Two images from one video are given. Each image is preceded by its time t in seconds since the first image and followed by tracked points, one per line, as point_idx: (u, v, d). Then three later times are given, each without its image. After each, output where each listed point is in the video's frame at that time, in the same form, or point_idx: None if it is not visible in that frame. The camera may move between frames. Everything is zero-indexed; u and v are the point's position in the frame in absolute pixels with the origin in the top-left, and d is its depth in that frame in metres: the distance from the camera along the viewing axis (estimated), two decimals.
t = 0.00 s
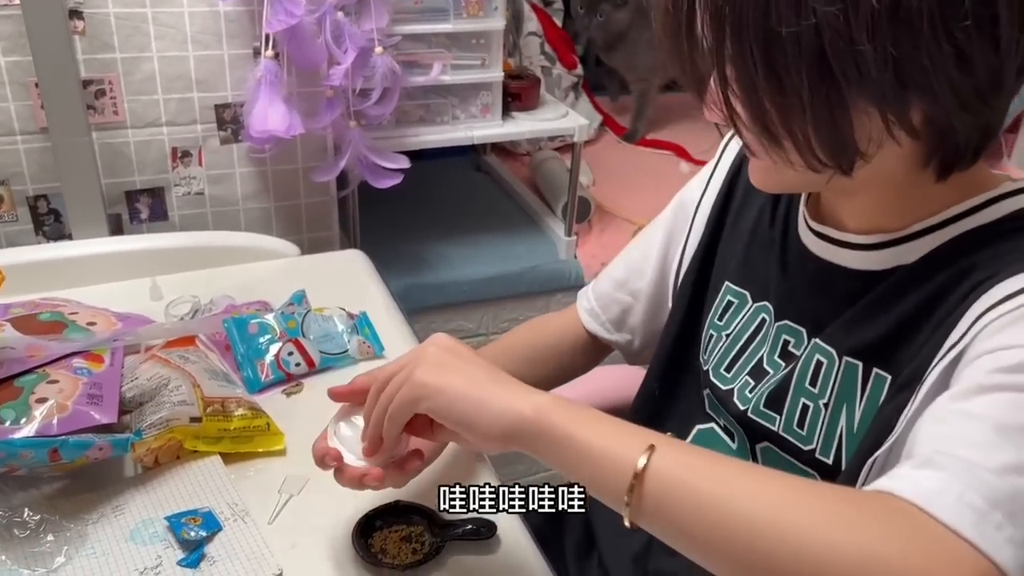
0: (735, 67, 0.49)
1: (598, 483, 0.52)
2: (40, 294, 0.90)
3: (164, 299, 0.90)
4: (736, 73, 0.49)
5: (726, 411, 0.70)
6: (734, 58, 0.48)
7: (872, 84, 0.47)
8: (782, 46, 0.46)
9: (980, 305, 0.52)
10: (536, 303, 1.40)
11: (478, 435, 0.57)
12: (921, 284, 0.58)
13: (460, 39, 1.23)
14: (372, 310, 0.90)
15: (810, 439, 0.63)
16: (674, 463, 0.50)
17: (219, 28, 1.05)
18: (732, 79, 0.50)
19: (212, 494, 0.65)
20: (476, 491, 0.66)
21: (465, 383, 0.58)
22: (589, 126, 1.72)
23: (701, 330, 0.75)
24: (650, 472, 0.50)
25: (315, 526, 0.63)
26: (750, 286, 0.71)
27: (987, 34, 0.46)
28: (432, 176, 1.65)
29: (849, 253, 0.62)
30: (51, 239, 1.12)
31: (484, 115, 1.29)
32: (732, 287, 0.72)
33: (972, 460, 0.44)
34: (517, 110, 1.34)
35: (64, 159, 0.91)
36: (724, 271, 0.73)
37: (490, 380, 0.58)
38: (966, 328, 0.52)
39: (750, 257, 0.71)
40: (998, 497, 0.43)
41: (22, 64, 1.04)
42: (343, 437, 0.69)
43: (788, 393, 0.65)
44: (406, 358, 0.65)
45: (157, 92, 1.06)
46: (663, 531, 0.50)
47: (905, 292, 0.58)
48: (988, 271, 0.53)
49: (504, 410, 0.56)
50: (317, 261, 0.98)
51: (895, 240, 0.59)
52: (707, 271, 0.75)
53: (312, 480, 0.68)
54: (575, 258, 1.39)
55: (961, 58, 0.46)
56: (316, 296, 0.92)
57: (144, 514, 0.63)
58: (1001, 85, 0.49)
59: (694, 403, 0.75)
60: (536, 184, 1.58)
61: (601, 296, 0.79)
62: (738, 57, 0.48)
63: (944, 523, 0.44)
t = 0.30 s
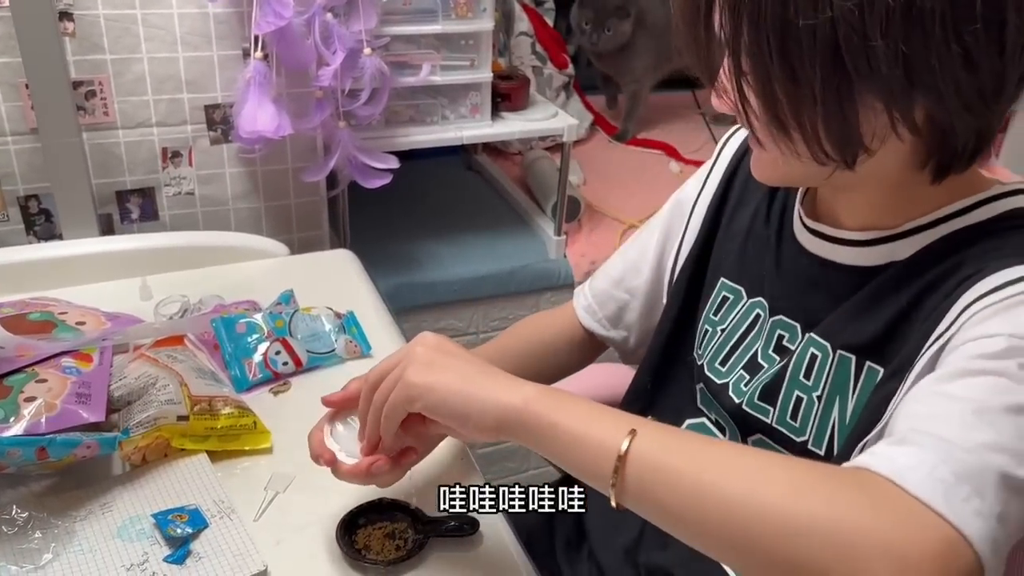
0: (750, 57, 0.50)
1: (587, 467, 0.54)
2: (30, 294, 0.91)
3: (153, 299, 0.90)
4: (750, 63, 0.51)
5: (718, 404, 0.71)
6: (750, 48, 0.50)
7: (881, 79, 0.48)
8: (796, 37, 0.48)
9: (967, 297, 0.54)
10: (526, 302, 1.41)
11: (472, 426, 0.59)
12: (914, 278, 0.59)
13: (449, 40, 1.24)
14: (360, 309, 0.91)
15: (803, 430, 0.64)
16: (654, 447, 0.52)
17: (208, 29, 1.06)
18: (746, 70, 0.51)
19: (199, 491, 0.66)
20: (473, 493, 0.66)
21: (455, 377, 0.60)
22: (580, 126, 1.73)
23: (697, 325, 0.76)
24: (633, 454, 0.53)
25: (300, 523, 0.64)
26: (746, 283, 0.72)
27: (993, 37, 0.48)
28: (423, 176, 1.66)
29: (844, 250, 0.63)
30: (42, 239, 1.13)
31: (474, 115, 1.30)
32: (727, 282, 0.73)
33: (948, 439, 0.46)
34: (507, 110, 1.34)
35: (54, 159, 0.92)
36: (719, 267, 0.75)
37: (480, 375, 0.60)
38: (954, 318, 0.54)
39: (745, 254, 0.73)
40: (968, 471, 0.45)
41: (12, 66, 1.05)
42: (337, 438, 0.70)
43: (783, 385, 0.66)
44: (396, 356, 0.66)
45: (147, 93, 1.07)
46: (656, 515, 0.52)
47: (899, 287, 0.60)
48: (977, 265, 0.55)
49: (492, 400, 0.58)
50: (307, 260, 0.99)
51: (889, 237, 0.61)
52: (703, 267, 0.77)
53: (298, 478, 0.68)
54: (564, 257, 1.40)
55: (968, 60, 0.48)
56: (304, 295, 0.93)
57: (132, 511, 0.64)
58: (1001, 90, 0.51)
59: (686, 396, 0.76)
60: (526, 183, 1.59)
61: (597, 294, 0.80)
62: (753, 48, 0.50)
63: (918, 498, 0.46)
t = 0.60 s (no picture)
0: (780, 56, 0.51)
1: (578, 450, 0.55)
2: (26, 287, 0.91)
3: (149, 292, 0.91)
4: (780, 61, 0.52)
5: (714, 392, 0.72)
6: (781, 47, 0.51)
7: (912, 71, 0.49)
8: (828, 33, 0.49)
9: (964, 283, 0.55)
10: (521, 296, 1.41)
11: (464, 415, 0.59)
12: (913, 266, 0.60)
13: (445, 35, 1.24)
14: (356, 304, 0.91)
15: (798, 416, 0.65)
16: (644, 428, 0.53)
17: (204, 24, 1.06)
18: (775, 69, 0.52)
19: (195, 482, 0.66)
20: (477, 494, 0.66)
21: (441, 370, 0.60)
22: (576, 121, 1.73)
23: (694, 312, 0.77)
24: (623, 434, 0.53)
25: (295, 515, 0.65)
26: (744, 272, 0.73)
27: (1023, 29, 0.49)
28: (419, 171, 1.66)
29: (844, 238, 0.64)
30: (38, 233, 1.13)
31: (469, 110, 1.30)
32: (725, 271, 0.74)
33: (939, 416, 0.48)
34: (502, 105, 1.35)
35: (49, 153, 0.92)
36: (718, 255, 0.75)
37: (469, 365, 0.61)
38: (949, 304, 0.55)
39: (743, 243, 0.73)
40: (955, 445, 0.47)
41: (8, 60, 1.05)
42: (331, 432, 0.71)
43: (779, 371, 0.66)
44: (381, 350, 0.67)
45: (143, 87, 1.07)
46: (656, 499, 0.52)
47: (897, 274, 0.60)
48: (974, 252, 0.56)
49: (482, 390, 0.58)
50: (304, 254, 0.99)
51: (888, 226, 0.61)
52: (703, 257, 0.77)
53: (294, 469, 0.69)
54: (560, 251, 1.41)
55: (995, 51, 0.49)
56: (299, 289, 0.93)
57: (126, 504, 0.64)
58: None
59: (682, 382, 0.77)
60: (522, 178, 1.59)
61: (594, 284, 0.81)
62: (784, 47, 0.51)
63: (908, 470, 0.47)
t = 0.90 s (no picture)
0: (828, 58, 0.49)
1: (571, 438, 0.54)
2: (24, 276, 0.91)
3: (148, 281, 0.91)
4: (827, 63, 0.49)
5: (715, 379, 0.72)
6: (828, 49, 0.48)
7: (965, 51, 0.48)
8: (882, 27, 0.47)
9: (963, 266, 0.55)
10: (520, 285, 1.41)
11: (454, 410, 0.59)
12: (914, 252, 0.59)
13: (443, 23, 1.24)
14: (355, 293, 0.91)
15: (800, 402, 0.65)
16: (636, 415, 0.53)
17: (201, 11, 1.06)
18: (822, 73, 0.50)
19: (193, 470, 0.66)
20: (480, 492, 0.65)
21: (433, 363, 0.60)
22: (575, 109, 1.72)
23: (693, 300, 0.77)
24: (615, 421, 0.53)
25: (293, 502, 0.65)
26: (744, 260, 0.73)
27: None
28: (418, 159, 1.66)
29: (846, 225, 0.64)
30: (35, 221, 1.13)
31: (468, 98, 1.30)
32: (726, 259, 0.74)
33: (937, 394, 0.48)
34: (501, 93, 1.34)
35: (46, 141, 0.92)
36: (719, 243, 0.75)
37: (461, 358, 0.60)
38: (949, 287, 0.55)
39: (744, 231, 0.73)
40: (953, 421, 0.47)
41: (5, 47, 1.04)
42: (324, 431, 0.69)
43: (781, 357, 0.66)
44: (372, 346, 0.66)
45: (140, 75, 1.06)
46: (657, 487, 0.52)
47: (898, 261, 0.60)
48: (975, 235, 0.56)
49: (474, 384, 0.58)
50: (303, 243, 0.99)
51: (891, 212, 0.61)
52: (703, 244, 0.77)
53: (293, 458, 0.69)
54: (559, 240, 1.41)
55: None
56: (298, 278, 0.93)
57: (125, 492, 0.64)
58: None
59: (683, 367, 0.77)
60: (521, 167, 1.59)
61: (593, 271, 0.80)
62: (833, 48, 0.48)
63: (904, 444, 0.47)
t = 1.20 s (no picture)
0: (842, 40, 0.48)
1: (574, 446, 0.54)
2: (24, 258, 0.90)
3: (149, 264, 0.90)
4: (840, 46, 0.48)
5: (717, 363, 0.72)
6: (843, 31, 0.48)
7: (980, 28, 0.48)
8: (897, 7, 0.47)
9: (968, 252, 0.54)
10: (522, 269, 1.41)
11: (455, 417, 0.58)
12: (918, 235, 0.59)
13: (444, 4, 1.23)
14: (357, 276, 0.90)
15: (803, 386, 0.65)
16: (640, 417, 0.53)
17: None
18: (835, 57, 0.49)
19: (196, 451, 0.66)
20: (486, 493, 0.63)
21: (435, 368, 0.59)
22: (577, 92, 1.71)
23: (694, 283, 0.76)
24: (619, 427, 0.53)
25: (295, 485, 0.64)
26: (746, 243, 0.72)
27: None
28: (418, 142, 1.65)
29: (849, 208, 0.63)
30: (35, 204, 1.12)
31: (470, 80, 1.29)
32: (727, 242, 0.73)
33: (942, 383, 0.48)
34: (503, 75, 1.34)
35: (46, 122, 0.91)
36: (720, 226, 0.74)
37: (463, 363, 0.59)
38: (955, 271, 0.54)
39: (745, 212, 0.73)
40: (960, 414, 0.46)
41: (3, 27, 1.04)
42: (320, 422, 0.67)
43: (783, 342, 0.66)
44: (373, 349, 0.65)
45: (140, 56, 1.06)
46: (662, 490, 0.52)
47: (902, 245, 0.60)
48: (979, 219, 0.56)
49: (473, 391, 0.57)
50: (303, 225, 0.99)
51: (894, 194, 0.61)
52: (703, 226, 0.76)
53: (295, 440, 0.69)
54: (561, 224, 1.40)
55: None
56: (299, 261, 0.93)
57: (129, 473, 0.64)
58: None
59: (686, 352, 0.77)
60: (523, 151, 1.58)
61: (588, 250, 0.80)
62: (847, 29, 0.48)
63: (912, 438, 0.47)
